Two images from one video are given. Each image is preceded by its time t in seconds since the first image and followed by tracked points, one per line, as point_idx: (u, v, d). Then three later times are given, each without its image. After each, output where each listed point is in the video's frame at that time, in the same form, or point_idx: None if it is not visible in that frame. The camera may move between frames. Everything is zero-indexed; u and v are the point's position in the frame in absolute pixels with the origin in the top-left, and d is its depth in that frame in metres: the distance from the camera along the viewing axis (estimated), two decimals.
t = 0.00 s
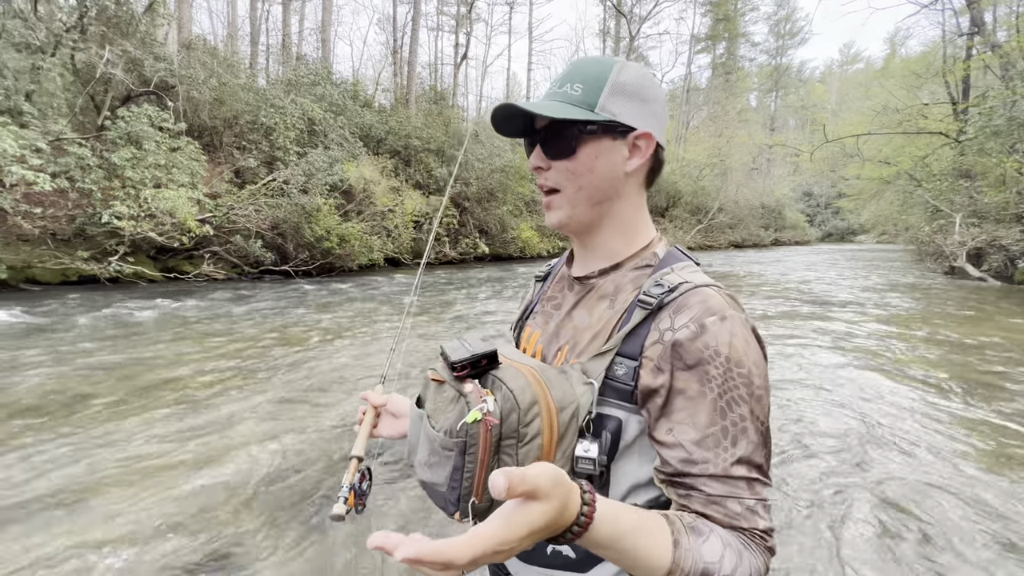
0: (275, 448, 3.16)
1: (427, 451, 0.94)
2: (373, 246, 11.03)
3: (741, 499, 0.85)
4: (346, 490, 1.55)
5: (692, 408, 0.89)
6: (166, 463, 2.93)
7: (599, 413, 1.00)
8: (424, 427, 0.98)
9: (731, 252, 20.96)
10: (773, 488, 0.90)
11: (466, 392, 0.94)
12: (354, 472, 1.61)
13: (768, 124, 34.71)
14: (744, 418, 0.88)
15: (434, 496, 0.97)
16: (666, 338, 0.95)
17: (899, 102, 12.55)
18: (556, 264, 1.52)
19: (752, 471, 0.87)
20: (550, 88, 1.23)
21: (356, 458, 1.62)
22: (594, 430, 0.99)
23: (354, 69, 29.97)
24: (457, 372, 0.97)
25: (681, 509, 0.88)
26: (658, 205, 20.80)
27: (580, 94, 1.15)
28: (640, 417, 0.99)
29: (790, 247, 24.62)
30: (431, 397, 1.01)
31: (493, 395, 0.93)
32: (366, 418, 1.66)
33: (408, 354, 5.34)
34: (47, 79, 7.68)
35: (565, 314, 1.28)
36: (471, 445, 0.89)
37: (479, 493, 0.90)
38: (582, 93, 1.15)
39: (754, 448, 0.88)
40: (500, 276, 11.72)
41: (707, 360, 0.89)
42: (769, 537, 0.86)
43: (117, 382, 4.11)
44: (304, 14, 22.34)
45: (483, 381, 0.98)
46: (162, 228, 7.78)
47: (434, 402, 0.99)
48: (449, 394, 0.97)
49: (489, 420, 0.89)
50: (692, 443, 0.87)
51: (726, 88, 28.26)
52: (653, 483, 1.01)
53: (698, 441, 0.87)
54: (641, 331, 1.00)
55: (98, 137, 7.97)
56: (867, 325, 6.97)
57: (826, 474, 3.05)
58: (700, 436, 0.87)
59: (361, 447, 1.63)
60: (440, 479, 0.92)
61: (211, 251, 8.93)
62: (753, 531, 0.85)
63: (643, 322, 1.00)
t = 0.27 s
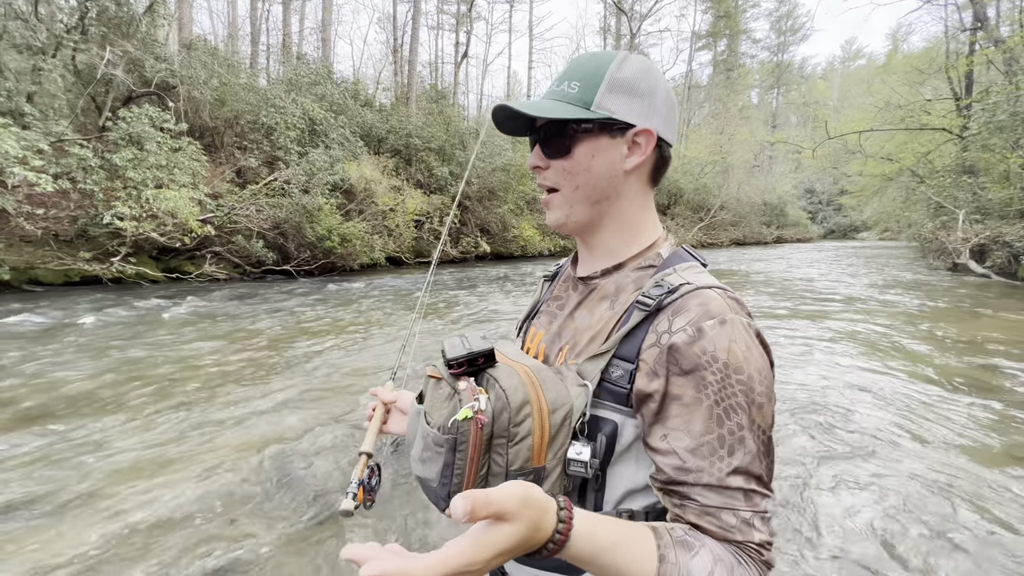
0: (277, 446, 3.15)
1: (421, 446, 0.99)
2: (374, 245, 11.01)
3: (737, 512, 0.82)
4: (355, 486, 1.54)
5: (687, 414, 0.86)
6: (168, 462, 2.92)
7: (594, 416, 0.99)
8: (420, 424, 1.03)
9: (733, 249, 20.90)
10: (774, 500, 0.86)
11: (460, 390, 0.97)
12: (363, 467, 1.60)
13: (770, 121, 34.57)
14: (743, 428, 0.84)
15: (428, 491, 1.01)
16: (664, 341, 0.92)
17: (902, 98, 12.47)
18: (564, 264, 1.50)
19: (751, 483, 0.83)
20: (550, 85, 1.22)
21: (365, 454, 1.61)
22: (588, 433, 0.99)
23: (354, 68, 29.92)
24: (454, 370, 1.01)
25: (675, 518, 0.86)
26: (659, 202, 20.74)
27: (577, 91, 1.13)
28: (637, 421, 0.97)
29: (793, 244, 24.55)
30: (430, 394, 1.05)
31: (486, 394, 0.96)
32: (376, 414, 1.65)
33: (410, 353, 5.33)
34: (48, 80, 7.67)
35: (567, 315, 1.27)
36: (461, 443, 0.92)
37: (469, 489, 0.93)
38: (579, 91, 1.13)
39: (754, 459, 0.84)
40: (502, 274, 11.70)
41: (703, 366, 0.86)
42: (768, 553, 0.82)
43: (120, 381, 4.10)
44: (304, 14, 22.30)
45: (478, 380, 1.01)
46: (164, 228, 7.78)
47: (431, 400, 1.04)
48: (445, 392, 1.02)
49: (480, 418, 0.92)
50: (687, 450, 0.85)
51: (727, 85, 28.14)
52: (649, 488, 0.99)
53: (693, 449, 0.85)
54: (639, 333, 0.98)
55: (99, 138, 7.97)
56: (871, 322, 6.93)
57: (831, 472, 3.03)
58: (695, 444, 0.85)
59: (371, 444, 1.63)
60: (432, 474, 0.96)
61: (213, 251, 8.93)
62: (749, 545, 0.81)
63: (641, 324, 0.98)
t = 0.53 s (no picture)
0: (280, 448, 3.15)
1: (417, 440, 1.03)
2: (376, 244, 11.00)
3: (727, 521, 0.79)
4: (364, 479, 1.52)
5: (680, 418, 0.84)
6: (171, 464, 2.92)
7: (589, 416, 0.99)
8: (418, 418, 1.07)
9: (736, 247, 20.83)
10: (769, 511, 0.82)
11: (455, 386, 1.01)
12: (372, 461, 1.59)
13: (772, 117, 34.42)
14: (739, 433, 0.81)
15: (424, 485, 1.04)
16: (659, 342, 0.90)
17: (905, 94, 12.40)
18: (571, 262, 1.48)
19: (743, 492, 0.80)
20: (556, 78, 1.20)
21: (375, 447, 1.60)
22: (581, 433, 0.99)
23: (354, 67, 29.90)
24: (451, 367, 1.05)
25: (665, 523, 0.84)
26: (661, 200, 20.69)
27: (585, 85, 1.12)
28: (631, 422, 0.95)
29: (795, 241, 24.47)
30: (428, 390, 1.09)
31: (479, 391, 0.99)
32: (387, 408, 1.66)
33: (412, 352, 5.32)
34: (50, 81, 7.67)
35: (570, 312, 1.26)
36: (452, 438, 0.95)
37: (460, 484, 0.96)
38: (586, 83, 1.11)
39: (749, 466, 0.81)
40: (503, 273, 11.68)
41: (697, 368, 0.83)
42: (761, 565, 0.79)
43: (123, 383, 4.10)
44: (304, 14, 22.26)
45: (474, 377, 1.04)
46: (166, 228, 7.79)
47: (428, 395, 1.08)
48: (442, 388, 1.06)
49: (471, 415, 0.95)
50: (678, 455, 0.83)
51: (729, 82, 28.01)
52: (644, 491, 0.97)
53: (684, 454, 0.83)
54: (635, 333, 0.96)
55: (101, 139, 7.98)
56: (875, 319, 6.89)
57: (835, 469, 3.01)
58: (686, 448, 0.83)
59: (380, 438, 1.63)
60: (427, 467, 1.00)
61: (215, 251, 8.94)
62: (739, 556, 0.78)
63: (638, 323, 0.97)
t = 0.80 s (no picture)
0: (281, 445, 3.14)
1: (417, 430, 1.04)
2: (378, 243, 10.99)
3: (709, 517, 0.76)
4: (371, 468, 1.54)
5: (671, 408, 0.82)
6: (172, 461, 2.92)
7: (588, 410, 0.98)
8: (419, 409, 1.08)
9: (738, 244, 20.78)
10: (759, 512, 0.78)
11: (454, 378, 1.02)
12: (379, 452, 1.62)
13: (774, 115, 34.30)
14: (728, 426, 0.78)
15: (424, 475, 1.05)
16: (656, 333, 0.89)
17: (908, 91, 12.34)
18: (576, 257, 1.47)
19: (728, 487, 0.76)
20: (563, 76, 1.18)
21: (382, 438, 1.63)
22: (580, 426, 0.98)
23: (355, 66, 29.88)
24: (452, 359, 1.06)
25: (651, 516, 0.82)
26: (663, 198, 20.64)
27: (593, 81, 1.09)
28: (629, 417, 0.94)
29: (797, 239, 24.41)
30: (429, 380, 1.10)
31: (477, 382, 0.99)
32: (395, 400, 1.74)
33: (413, 350, 5.31)
34: (51, 81, 7.67)
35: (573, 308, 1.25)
36: (450, 429, 0.96)
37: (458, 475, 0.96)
38: (595, 80, 1.09)
39: (738, 462, 0.77)
40: (505, 271, 11.68)
41: (691, 359, 0.82)
42: (745, 567, 0.76)
43: (125, 380, 4.10)
44: (304, 13, 22.22)
45: (473, 369, 1.04)
46: (168, 227, 7.79)
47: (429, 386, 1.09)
48: (441, 379, 1.06)
49: (468, 406, 0.95)
50: (667, 447, 0.81)
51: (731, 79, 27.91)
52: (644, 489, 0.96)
53: (672, 446, 0.81)
54: (633, 325, 0.95)
55: (103, 139, 7.99)
56: (878, 317, 6.86)
57: (839, 466, 2.98)
58: (675, 440, 0.81)
59: (388, 429, 1.67)
60: (426, 458, 1.01)
61: (217, 250, 8.95)
62: (720, 554, 0.74)
63: (637, 316, 0.96)
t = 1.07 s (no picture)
0: (284, 444, 3.14)
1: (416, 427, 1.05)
2: (380, 242, 10.99)
3: (706, 521, 0.75)
4: (376, 465, 1.56)
5: (668, 411, 0.82)
6: (175, 461, 2.92)
7: (585, 410, 0.97)
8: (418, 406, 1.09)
9: (740, 242, 20.73)
10: (759, 516, 0.77)
11: (453, 376, 1.02)
12: (384, 449, 1.63)
13: (776, 112, 34.17)
14: (726, 431, 0.78)
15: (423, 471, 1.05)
16: (653, 335, 0.88)
17: (911, 87, 12.27)
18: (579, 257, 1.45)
19: (723, 491, 0.76)
20: (562, 75, 1.17)
21: (387, 434, 1.64)
22: (577, 426, 0.97)
23: (356, 65, 29.86)
24: (452, 357, 1.06)
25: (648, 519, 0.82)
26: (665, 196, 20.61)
27: (591, 81, 1.09)
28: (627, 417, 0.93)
29: (800, 237, 24.35)
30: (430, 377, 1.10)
31: (476, 380, 0.99)
32: (402, 397, 1.75)
33: (415, 349, 5.30)
34: (53, 81, 7.68)
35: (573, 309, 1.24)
36: (448, 425, 0.96)
37: (455, 473, 0.95)
38: (593, 80, 1.09)
39: (736, 467, 0.77)
40: (506, 269, 11.68)
41: (688, 362, 0.81)
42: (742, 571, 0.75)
43: (128, 380, 4.10)
44: (306, 12, 22.19)
45: (473, 367, 1.04)
46: (170, 226, 7.81)
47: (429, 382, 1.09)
48: (441, 377, 1.06)
49: (466, 403, 0.95)
50: (663, 450, 0.80)
51: (733, 77, 27.82)
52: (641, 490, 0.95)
53: (670, 448, 0.80)
54: (631, 326, 0.94)
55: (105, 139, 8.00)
56: (882, 315, 6.83)
57: (843, 465, 2.97)
58: (672, 443, 0.80)
59: (393, 425, 1.68)
60: (423, 455, 1.01)
61: (219, 250, 8.97)
62: (715, 557, 0.74)
63: (635, 316, 0.95)
